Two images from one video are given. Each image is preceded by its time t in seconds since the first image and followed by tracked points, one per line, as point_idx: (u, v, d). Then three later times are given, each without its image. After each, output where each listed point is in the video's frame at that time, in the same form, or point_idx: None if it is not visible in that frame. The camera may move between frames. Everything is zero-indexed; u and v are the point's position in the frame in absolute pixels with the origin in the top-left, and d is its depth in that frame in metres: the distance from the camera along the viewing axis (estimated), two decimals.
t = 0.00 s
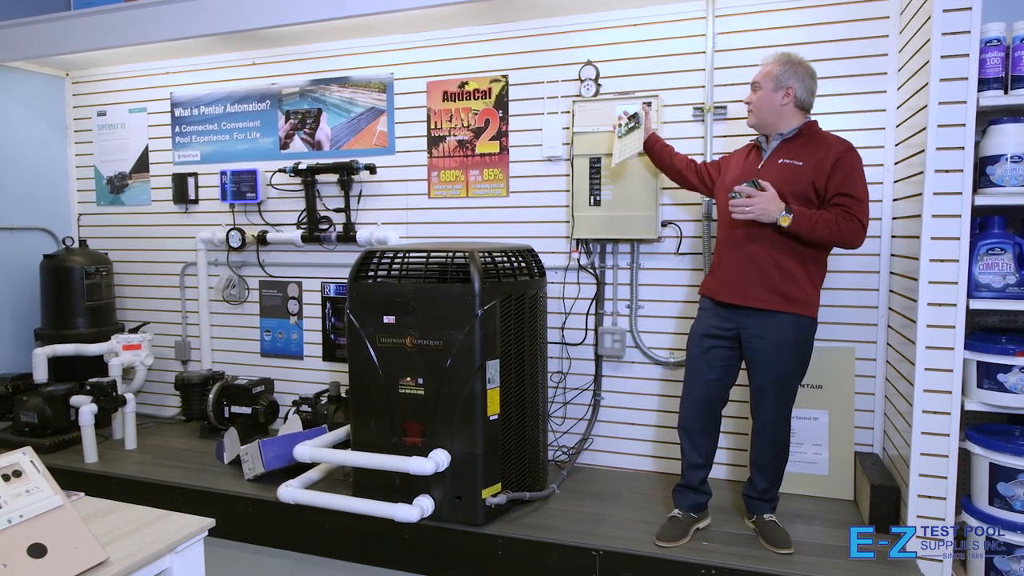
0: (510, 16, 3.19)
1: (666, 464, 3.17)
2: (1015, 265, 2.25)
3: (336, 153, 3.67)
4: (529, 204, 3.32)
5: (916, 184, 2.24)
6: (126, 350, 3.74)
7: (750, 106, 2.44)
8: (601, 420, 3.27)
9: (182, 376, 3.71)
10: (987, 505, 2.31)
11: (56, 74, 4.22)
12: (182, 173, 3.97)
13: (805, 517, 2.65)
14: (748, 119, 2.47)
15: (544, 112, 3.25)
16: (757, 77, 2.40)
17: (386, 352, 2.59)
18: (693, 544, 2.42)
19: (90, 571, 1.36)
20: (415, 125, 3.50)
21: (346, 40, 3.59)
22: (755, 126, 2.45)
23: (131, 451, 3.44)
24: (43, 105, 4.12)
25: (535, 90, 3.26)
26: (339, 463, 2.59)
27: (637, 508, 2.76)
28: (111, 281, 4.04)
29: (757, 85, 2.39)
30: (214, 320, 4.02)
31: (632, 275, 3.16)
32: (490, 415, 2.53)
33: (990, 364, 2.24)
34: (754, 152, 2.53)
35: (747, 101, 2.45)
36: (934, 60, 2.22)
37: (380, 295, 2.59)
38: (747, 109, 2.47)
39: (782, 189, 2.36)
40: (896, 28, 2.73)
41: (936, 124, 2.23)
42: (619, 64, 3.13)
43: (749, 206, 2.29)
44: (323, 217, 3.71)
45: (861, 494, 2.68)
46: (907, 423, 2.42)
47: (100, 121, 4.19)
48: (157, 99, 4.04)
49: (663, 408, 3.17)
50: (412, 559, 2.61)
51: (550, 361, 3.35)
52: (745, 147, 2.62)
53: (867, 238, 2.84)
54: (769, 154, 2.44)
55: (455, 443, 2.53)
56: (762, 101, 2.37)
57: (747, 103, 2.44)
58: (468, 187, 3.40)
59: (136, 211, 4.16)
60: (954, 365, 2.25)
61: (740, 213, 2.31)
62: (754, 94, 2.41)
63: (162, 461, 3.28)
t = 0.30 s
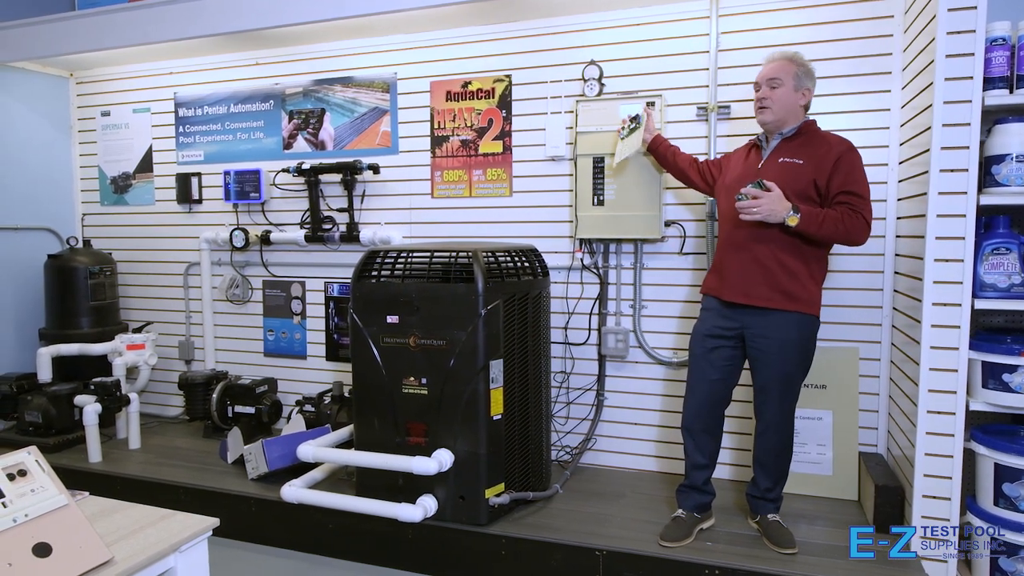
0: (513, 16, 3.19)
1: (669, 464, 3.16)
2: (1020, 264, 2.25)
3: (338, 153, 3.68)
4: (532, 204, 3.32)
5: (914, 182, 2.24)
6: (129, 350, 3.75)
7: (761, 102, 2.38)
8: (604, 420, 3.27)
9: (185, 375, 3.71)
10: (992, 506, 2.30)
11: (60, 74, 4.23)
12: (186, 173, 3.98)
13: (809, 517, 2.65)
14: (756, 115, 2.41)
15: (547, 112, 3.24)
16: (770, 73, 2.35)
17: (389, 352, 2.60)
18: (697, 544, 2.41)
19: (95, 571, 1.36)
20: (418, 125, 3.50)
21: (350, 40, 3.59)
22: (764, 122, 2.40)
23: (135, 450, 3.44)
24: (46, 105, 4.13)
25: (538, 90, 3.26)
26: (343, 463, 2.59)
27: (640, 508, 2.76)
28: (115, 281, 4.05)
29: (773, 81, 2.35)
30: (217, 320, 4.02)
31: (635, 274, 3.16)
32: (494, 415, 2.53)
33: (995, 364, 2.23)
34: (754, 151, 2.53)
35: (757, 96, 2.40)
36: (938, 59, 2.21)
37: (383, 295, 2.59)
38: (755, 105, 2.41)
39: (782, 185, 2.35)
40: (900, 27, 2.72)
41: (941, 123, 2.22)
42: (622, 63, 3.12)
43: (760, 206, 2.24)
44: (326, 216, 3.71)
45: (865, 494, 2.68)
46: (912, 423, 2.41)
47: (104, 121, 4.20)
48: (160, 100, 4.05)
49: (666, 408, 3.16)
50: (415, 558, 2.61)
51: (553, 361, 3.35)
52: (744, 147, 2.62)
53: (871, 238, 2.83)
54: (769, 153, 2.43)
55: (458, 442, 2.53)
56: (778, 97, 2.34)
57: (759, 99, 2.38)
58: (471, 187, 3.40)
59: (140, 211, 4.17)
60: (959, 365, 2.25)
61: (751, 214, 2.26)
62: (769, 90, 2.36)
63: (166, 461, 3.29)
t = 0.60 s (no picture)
0: (515, 16, 3.18)
1: (671, 464, 3.16)
2: None
3: (341, 153, 3.68)
4: (534, 204, 3.31)
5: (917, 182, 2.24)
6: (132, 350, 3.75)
7: (771, 102, 2.35)
8: (606, 420, 3.26)
9: (188, 376, 3.72)
10: (994, 506, 2.30)
11: (63, 74, 4.24)
12: (188, 173, 3.98)
13: (811, 517, 2.64)
14: (765, 115, 2.38)
15: (549, 112, 3.24)
16: (779, 72, 2.33)
17: (391, 352, 2.60)
18: (699, 545, 2.41)
19: (97, 571, 1.36)
20: (420, 125, 3.50)
21: (352, 40, 3.59)
22: (773, 122, 2.37)
23: (138, 450, 3.45)
24: (49, 106, 4.14)
25: (540, 90, 3.26)
26: (345, 463, 2.59)
27: (643, 509, 2.76)
28: (118, 281, 4.05)
29: (783, 80, 2.32)
30: (220, 320, 4.03)
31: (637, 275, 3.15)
32: (496, 415, 2.53)
33: (999, 364, 2.23)
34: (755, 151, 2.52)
35: (765, 97, 2.36)
36: (941, 59, 2.20)
37: (385, 295, 2.59)
38: (764, 106, 2.37)
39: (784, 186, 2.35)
40: (903, 26, 2.72)
41: (943, 123, 2.22)
42: (624, 63, 3.12)
43: (763, 210, 2.24)
44: (328, 217, 3.72)
45: (868, 495, 2.67)
46: (915, 424, 2.41)
47: (107, 121, 4.21)
48: (163, 100, 4.05)
49: (669, 409, 3.16)
50: (417, 559, 2.61)
51: (555, 361, 3.35)
52: (744, 147, 2.62)
53: (873, 238, 2.83)
54: (771, 154, 2.43)
55: (461, 442, 2.53)
56: (789, 96, 2.32)
57: (768, 99, 2.35)
58: (473, 187, 3.40)
59: (142, 211, 4.18)
60: (962, 366, 2.24)
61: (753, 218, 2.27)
62: (780, 88, 2.33)
63: (169, 461, 3.29)
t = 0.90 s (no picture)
0: (517, 16, 3.19)
1: (673, 465, 3.16)
2: None
3: (343, 153, 3.68)
4: (536, 204, 3.32)
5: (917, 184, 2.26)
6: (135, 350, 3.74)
7: (789, 102, 2.31)
8: (608, 421, 3.26)
9: (190, 376, 3.73)
10: (997, 508, 2.30)
11: (66, 75, 4.24)
12: (191, 174, 3.99)
13: (814, 518, 2.64)
14: (782, 116, 2.33)
15: (551, 112, 3.24)
16: (796, 73, 2.30)
17: (393, 353, 2.60)
18: (702, 546, 2.41)
19: (100, 571, 1.36)
20: (423, 126, 3.50)
21: (355, 40, 3.59)
22: (788, 123, 2.34)
23: (140, 450, 3.45)
24: (53, 106, 4.15)
25: (542, 90, 3.26)
26: (347, 464, 2.59)
27: (645, 509, 2.76)
28: (121, 281, 4.06)
29: (803, 82, 2.31)
30: (222, 320, 4.03)
31: (639, 275, 3.15)
32: (498, 415, 2.53)
33: (1001, 365, 2.22)
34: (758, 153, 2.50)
35: (782, 97, 2.32)
36: (944, 59, 2.20)
37: (387, 295, 2.60)
38: (780, 106, 2.32)
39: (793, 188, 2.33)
40: (906, 27, 2.71)
41: (946, 123, 2.21)
42: (626, 64, 3.12)
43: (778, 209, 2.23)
44: (331, 217, 3.73)
45: (870, 496, 2.67)
46: (917, 425, 2.40)
47: (110, 122, 4.21)
48: (166, 100, 4.06)
49: (670, 409, 3.16)
50: (418, 559, 2.61)
51: (557, 361, 3.35)
52: (745, 151, 2.61)
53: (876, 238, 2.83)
54: (777, 157, 2.42)
55: (462, 442, 2.53)
56: (807, 98, 2.30)
57: (786, 99, 2.31)
58: (475, 188, 3.40)
59: (145, 211, 4.18)
60: (964, 367, 2.23)
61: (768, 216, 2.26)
62: (800, 90, 2.30)
63: (171, 461, 3.30)
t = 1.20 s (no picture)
0: (518, 16, 3.17)
1: (676, 466, 3.15)
2: None
3: (344, 153, 3.68)
4: (537, 204, 3.31)
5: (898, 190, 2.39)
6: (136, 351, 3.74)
7: (802, 101, 2.29)
8: (610, 422, 3.25)
9: (192, 376, 3.73)
10: (1001, 510, 2.28)
11: (68, 75, 4.24)
12: (192, 174, 3.99)
13: (818, 520, 2.63)
14: (796, 114, 2.30)
15: (552, 112, 3.23)
16: (807, 73, 2.29)
17: (395, 353, 2.59)
18: (704, 548, 2.40)
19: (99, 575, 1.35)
20: (424, 126, 3.49)
21: (356, 40, 3.59)
22: (798, 122, 2.31)
23: (142, 451, 3.45)
24: (54, 106, 4.15)
25: (543, 90, 3.25)
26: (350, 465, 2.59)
27: (648, 511, 2.75)
28: (122, 282, 4.06)
29: (812, 81, 2.31)
30: (224, 321, 4.03)
31: (641, 276, 3.14)
32: (499, 416, 2.52)
33: (1006, 367, 2.21)
34: (759, 153, 2.44)
35: (796, 95, 2.29)
36: (947, 58, 2.19)
37: (388, 296, 2.59)
38: (793, 104, 2.29)
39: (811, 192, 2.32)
40: (909, 26, 2.70)
41: (950, 123, 2.20)
42: (628, 63, 3.11)
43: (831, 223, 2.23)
44: (332, 217, 3.72)
45: (874, 498, 2.66)
46: (921, 426, 2.39)
47: (111, 122, 4.21)
48: (167, 101, 4.06)
49: (672, 410, 3.15)
50: (419, 561, 2.60)
51: (559, 362, 3.34)
52: (739, 148, 2.54)
53: (879, 239, 2.81)
54: (787, 159, 2.38)
55: (464, 443, 2.52)
56: (816, 99, 2.31)
57: (799, 97, 2.29)
58: (476, 188, 3.39)
59: (147, 211, 4.18)
60: (968, 368, 2.22)
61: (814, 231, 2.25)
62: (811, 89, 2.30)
63: (173, 462, 3.30)
